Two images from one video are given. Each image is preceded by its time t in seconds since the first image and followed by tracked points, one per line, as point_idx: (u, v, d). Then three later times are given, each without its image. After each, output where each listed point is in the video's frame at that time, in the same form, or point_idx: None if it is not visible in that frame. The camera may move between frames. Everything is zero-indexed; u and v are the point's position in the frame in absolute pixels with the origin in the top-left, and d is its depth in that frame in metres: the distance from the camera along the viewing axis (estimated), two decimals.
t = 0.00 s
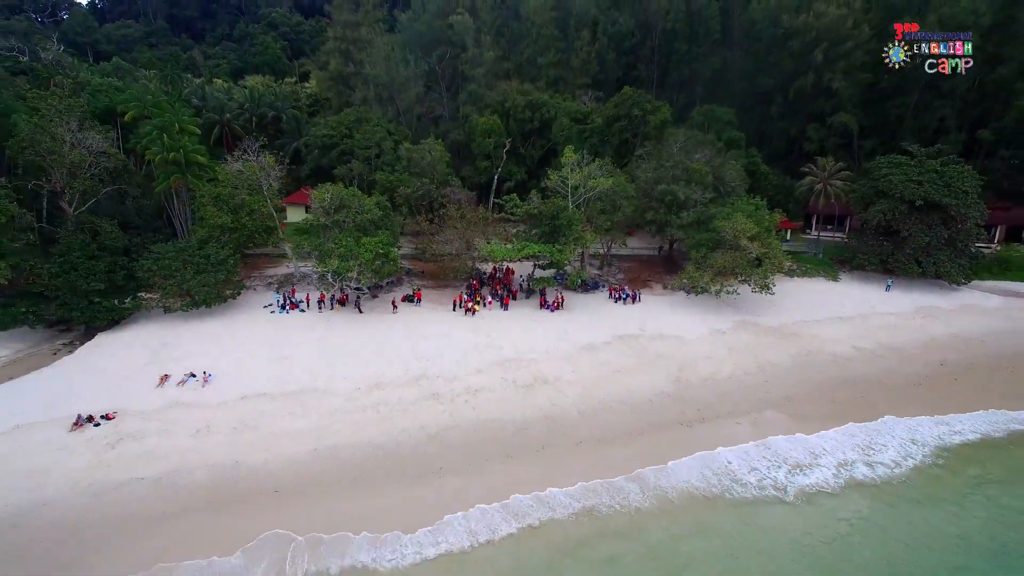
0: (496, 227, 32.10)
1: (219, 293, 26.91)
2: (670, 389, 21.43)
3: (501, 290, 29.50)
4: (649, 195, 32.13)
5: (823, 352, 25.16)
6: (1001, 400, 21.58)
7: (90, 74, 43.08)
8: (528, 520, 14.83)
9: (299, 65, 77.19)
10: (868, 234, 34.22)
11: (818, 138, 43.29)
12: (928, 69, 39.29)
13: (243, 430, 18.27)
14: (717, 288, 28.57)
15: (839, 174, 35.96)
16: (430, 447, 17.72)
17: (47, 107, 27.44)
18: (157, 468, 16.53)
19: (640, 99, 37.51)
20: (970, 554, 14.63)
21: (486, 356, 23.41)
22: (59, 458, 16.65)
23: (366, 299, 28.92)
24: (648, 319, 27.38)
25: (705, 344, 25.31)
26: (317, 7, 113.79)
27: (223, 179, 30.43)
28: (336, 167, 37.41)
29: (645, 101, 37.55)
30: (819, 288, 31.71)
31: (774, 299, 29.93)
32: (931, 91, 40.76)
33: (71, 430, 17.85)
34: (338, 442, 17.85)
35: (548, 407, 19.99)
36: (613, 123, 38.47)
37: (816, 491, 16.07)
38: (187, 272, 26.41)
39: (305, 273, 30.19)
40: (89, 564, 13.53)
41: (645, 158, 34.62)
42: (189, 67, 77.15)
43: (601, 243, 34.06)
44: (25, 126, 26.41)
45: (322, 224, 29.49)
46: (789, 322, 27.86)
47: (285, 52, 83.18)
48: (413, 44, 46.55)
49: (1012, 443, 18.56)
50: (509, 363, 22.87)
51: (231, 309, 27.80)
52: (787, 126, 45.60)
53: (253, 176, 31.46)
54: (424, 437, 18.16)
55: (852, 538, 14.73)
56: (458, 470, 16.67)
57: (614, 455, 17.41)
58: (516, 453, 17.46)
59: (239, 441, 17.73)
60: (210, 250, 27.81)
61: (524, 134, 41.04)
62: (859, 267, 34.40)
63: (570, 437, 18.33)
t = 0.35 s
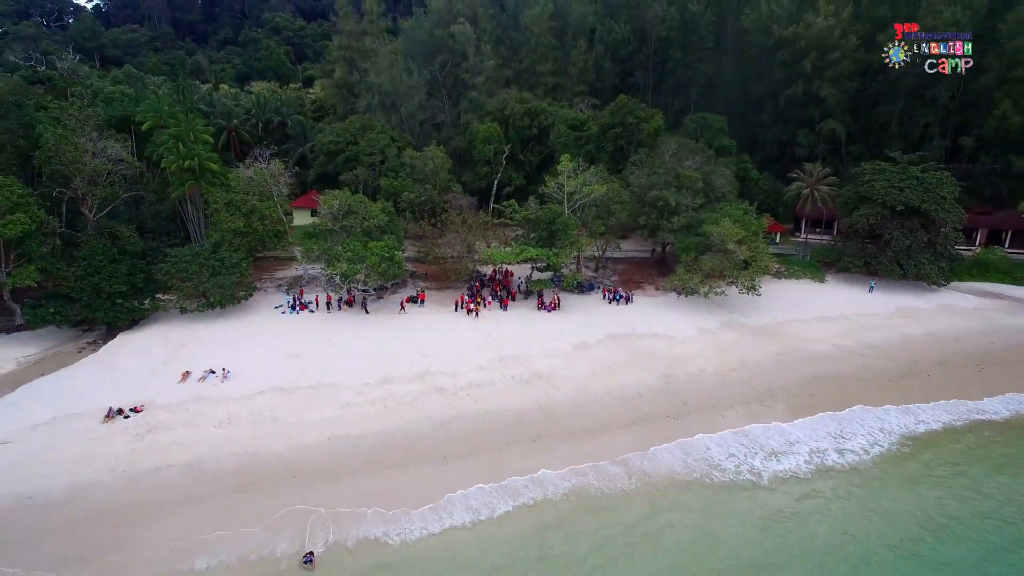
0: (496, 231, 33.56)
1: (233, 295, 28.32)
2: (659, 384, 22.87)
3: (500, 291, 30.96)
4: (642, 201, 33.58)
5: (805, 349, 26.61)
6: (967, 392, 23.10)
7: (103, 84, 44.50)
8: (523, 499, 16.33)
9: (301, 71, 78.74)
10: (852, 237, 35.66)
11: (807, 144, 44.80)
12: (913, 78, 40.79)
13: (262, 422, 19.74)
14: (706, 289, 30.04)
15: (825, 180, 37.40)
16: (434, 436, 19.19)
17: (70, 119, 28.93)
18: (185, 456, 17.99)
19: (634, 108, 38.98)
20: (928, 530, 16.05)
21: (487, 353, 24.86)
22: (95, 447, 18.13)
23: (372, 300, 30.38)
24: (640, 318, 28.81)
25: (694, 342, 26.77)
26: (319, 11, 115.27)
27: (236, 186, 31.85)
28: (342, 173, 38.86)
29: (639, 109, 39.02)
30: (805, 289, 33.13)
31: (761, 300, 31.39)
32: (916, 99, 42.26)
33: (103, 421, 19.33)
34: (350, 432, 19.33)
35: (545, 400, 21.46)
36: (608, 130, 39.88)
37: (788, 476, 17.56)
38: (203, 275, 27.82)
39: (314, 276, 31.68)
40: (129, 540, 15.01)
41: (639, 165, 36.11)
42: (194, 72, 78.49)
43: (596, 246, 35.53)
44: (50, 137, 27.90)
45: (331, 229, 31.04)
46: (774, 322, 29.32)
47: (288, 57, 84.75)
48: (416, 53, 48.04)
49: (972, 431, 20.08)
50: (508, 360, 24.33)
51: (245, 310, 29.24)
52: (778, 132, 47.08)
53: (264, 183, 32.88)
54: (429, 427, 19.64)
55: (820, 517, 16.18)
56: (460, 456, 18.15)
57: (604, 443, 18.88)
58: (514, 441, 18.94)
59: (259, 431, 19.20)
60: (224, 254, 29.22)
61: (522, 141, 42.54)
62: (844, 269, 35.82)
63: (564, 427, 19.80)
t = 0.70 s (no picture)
0: (496, 234, 35.13)
1: (247, 296, 29.90)
2: (648, 378, 24.50)
3: (500, 292, 32.57)
4: (635, 205, 35.13)
5: (787, 346, 28.20)
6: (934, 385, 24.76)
7: (117, 92, 46.11)
8: (518, 480, 17.98)
9: (306, 76, 80.45)
10: (836, 240, 37.20)
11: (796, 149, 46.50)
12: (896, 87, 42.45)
13: (280, 413, 21.37)
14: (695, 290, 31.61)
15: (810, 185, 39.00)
16: (439, 425, 20.85)
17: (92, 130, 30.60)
18: (210, 444, 19.62)
19: (628, 115, 40.52)
20: (889, 507, 17.66)
21: (487, 350, 26.46)
22: (128, 436, 19.77)
23: (378, 300, 31.99)
24: (632, 317, 30.37)
25: (682, 340, 28.37)
26: (320, 15, 116.88)
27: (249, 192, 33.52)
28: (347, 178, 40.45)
29: (633, 117, 40.56)
30: (791, 290, 34.72)
31: (747, 300, 32.99)
32: (900, 106, 43.90)
33: (133, 413, 20.96)
34: (360, 422, 20.94)
35: (541, 393, 23.08)
36: (603, 137, 41.25)
37: (761, 461, 19.20)
38: (219, 276, 29.38)
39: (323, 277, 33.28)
40: (163, 517, 16.64)
41: (632, 171, 37.70)
42: (200, 77, 80.01)
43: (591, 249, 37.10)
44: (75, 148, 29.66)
45: (339, 233, 32.72)
46: (760, 321, 30.88)
47: (292, 62, 86.43)
48: (418, 61, 49.72)
49: (934, 420, 21.76)
50: (506, 357, 25.92)
51: (258, 309, 30.81)
52: (768, 138, 48.70)
53: (275, 189, 34.55)
54: (433, 418, 21.27)
55: (790, 496, 17.78)
56: (461, 444, 19.79)
57: (594, 432, 20.51)
58: (512, 430, 20.58)
59: (276, 422, 20.84)
60: (238, 256, 30.80)
61: (521, 147, 44.15)
62: (829, 270, 37.35)
63: (558, 418, 21.42)
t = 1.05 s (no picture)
0: (496, 238, 36.57)
1: (259, 296, 31.38)
2: (639, 374, 25.99)
3: (500, 293, 34.05)
4: (629, 210, 36.59)
5: (772, 344, 29.70)
6: (908, 379, 26.30)
7: (129, 100, 47.64)
8: (516, 467, 19.47)
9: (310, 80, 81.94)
10: (823, 242, 38.66)
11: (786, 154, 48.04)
12: (882, 94, 43.91)
13: (294, 406, 22.88)
14: (687, 291, 33.09)
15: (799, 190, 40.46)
16: (443, 417, 22.34)
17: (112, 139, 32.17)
18: (230, 434, 21.13)
19: (624, 122, 41.95)
20: (860, 489, 19.13)
21: (488, 348, 27.96)
22: (154, 427, 21.29)
23: (384, 301, 33.48)
24: (626, 317, 31.83)
25: (673, 338, 29.83)
26: (323, 18, 118.36)
27: (260, 198, 35.05)
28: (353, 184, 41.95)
29: (628, 123, 41.99)
30: (778, 290, 36.21)
31: (736, 300, 34.46)
32: (887, 112, 45.38)
33: (158, 406, 22.48)
34: (370, 414, 22.46)
35: (538, 387, 24.57)
36: (600, 142, 42.74)
37: (742, 450, 20.68)
38: (233, 278, 30.87)
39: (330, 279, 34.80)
40: (190, 499, 18.16)
41: (627, 176, 39.17)
42: (206, 82, 81.49)
43: (588, 251, 38.58)
44: (97, 157, 31.29)
45: (347, 236, 34.40)
46: (749, 320, 32.34)
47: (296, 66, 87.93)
48: (419, 69, 51.22)
49: (904, 411, 23.35)
50: (505, 354, 27.35)
51: (270, 309, 32.30)
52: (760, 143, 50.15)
53: (285, 194, 36.07)
54: (438, 410, 22.78)
55: (768, 480, 19.28)
56: (463, 434, 21.27)
57: (588, 423, 22.00)
58: (510, 421, 22.07)
59: (291, 415, 22.32)
60: (250, 259, 32.28)
61: (520, 152, 45.64)
62: (816, 271, 38.82)
63: (554, 410, 22.91)
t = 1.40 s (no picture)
0: (496, 241, 38.21)
1: (271, 297, 33.05)
2: (631, 370, 27.67)
3: (501, 293, 35.71)
4: (624, 214, 38.25)
5: (757, 342, 31.39)
6: (883, 375, 27.99)
7: (142, 108, 49.32)
8: (514, 456, 21.10)
9: (314, 85, 83.71)
10: (810, 246, 40.29)
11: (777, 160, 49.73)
12: (868, 102, 45.61)
13: (308, 400, 24.54)
14: (678, 292, 34.75)
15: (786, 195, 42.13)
16: (446, 411, 23.98)
17: (131, 149, 33.96)
18: (249, 426, 22.76)
19: (619, 130, 43.58)
20: (831, 474, 20.76)
21: (488, 346, 29.63)
22: (178, 419, 22.95)
23: (389, 301, 35.14)
24: (619, 317, 33.45)
25: (665, 337, 31.46)
26: (325, 22, 120.10)
27: (270, 203, 36.74)
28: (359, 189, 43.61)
29: (624, 131, 43.62)
30: (767, 291, 37.83)
31: (725, 301, 36.13)
32: (874, 119, 47.01)
33: (181, 400, 24.14)
34: (379, 408, 24.13)
35: (535, 383, 26.24)
36: (596, 149, 44.38)
37: (724, 441, 22.30)
38: (247, 280, 32.48)
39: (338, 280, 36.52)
40: (215, 484, 19.78)
41: (622, 182, 40.82)
42: (212, 87, 83.09)
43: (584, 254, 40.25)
44: (119, 166, 33.11)
45: (354, 240, 36.04)
46: (736, 320, 34.00)
47: (299, 71, 89.59)
48: (422, 77, 52.92)
49: (877, 404, 25.06)
50: (505, 352, 29.01)
51: (281, 309, 33.94)
52: (752, 148, 51.82)
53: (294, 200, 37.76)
54: (441, 404, 24.42)
55: (747, 465, 20.93)
56: (466, 426, 22.90)
57: (581, 416, 23.64)
58: (509, 415, 23.72)
59: (306, 408, 23.97)
60: (262, 261, 33.91)
61: (520, 157, 47.31)
62: (803, 273, 40.43)
63: (550, 404, 24.56)
